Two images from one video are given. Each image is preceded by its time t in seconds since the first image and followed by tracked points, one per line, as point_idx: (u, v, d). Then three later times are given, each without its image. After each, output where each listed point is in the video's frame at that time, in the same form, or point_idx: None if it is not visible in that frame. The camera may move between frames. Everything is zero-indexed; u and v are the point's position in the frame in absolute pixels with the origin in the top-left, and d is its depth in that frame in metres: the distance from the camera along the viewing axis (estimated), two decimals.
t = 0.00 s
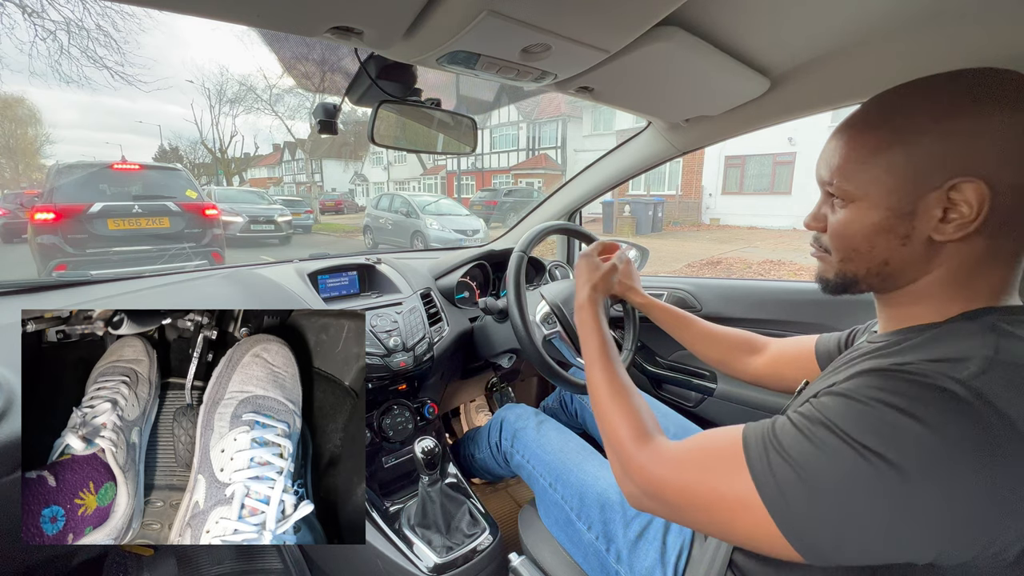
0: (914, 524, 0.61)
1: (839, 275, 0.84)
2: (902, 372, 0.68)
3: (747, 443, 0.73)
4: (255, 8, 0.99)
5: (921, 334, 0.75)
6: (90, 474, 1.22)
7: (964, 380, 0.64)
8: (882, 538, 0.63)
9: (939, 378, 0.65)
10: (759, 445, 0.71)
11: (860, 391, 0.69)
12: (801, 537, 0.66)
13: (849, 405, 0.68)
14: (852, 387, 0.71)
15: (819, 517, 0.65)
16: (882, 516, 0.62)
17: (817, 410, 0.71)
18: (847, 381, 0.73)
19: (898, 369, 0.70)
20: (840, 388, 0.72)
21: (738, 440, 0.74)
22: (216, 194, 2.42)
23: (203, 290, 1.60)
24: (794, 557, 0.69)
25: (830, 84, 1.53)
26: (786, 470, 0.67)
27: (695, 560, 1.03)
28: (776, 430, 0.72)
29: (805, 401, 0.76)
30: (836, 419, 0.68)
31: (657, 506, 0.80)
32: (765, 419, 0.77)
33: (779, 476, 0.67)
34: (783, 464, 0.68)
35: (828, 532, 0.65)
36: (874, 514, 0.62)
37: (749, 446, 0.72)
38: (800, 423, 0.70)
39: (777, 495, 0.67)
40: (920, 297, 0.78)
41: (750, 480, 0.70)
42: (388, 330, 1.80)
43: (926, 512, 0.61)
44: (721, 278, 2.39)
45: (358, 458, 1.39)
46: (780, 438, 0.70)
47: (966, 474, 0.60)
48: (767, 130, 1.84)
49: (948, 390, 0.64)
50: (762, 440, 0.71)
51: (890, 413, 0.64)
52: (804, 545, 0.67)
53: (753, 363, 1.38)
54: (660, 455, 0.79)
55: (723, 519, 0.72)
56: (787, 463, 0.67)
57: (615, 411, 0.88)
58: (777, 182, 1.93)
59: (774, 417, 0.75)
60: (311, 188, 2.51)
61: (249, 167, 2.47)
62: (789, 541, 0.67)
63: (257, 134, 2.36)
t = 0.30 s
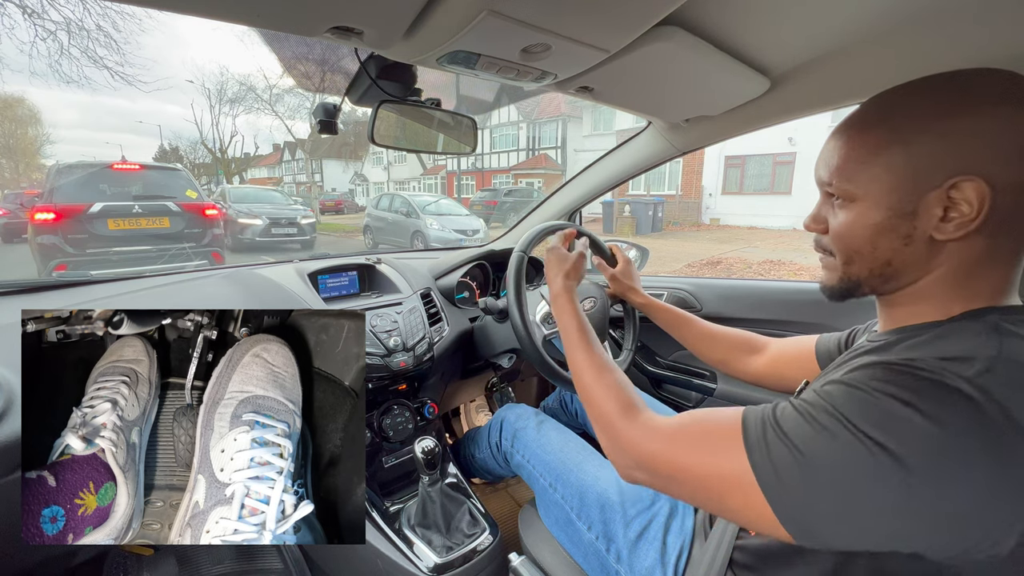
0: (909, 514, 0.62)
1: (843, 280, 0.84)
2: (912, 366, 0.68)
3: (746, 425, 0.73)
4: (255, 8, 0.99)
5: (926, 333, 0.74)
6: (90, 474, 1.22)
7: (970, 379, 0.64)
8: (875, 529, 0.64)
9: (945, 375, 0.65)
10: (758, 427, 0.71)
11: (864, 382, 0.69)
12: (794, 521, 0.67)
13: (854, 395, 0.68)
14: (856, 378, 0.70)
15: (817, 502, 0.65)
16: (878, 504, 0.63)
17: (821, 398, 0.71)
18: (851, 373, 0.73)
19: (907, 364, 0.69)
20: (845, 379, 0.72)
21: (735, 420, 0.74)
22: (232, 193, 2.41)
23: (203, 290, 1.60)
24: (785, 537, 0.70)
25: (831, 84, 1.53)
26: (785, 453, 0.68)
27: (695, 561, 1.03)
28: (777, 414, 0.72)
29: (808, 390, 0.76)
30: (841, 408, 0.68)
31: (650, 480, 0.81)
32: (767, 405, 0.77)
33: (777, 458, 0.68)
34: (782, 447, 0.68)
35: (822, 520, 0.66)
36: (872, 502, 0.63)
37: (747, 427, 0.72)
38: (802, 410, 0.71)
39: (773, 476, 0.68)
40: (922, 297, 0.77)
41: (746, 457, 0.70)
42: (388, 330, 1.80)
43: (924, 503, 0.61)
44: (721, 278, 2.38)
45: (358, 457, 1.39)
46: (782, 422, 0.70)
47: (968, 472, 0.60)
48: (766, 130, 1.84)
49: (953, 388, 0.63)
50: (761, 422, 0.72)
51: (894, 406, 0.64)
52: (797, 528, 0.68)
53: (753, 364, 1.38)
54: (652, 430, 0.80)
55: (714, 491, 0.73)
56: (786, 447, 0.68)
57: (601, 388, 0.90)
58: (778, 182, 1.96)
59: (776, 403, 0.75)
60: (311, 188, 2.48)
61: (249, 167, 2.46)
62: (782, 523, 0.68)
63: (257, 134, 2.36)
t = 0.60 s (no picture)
0: (914, 522, 0.62)
1: (841, 278, 0.85)
2: (898, 375, 0.68)
3: (748, 450, 0.73)
4: (256, 8, 0.99)
5: (924, 335, 0.74)
6: (90, 474, 1.22)
7: (960, 385, 0.64)
8: (879, 541, 0.64)
9: (935, 382, 0.65)
10: (758, 448, 0.73)
11: (857, 394, 0.70)
12: (799, 539, 0.68)
13: (845, 409, 0.69)
14: (848, 390, 0.71)
15: (820, 519, 0.66)
16: (881, 517, 0.63)
17: (816, 414, 0.71)
18: (844, 384, 0.74)
19: (892, 372, 0.70)
20: (837, 392, 0.72)
21: (739, 446, 0.75)
22: (249, 193, 2.63)
23: (203, 290, 1.60)
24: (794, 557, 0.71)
25: (831, 84, 1.53)
26: (785, 474, 0.68)
27: (695, 560, 1.04)
28: (775, 434, 0.73)
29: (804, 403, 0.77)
30: (834, 423, 0.68)
31: (661, 507, 0.82)
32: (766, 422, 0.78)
33: (778, 479, 0.69)
34: (782, 467, 0.69)
35: (826, 535, 0.66)
36: (873, 512, 0.63)
37: (749, 452, 0.73)
38: (799, 427, 0.71)
39: (776, 496, 0.69)
40: (922, 297, 0.77)
41: (751, 483, 0.71)
42: (388, 330, 1.80)
43: (927, 512, 0.61)
44: (721, 278, 2.38)
45: (358, 457, 1.39)
46: (780, 443, 0.71)
47: (966, 473, 0.60)
48: (766, 130, 1.84)
49: (941, 394, 0.64)
50: (761, 443, 0.73)
51: (886, 418, 0.65)
52: (807, 548, 0.68)
53: (753, 364, 1.38)
54: (659, 457, 0.82)
55: (724, 515, 0.74)
56: (785, 466, 0.69)
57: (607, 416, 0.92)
58: (777, 182, 1.95)
59: (775, 420, 0.76)
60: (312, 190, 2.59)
61: (249, 168, 2.49)
62: (789, 543, 0.69)
63: (257, 134, 2.36)
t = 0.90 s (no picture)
0: (911, 522, 0.62)
1: (838, 278, 0.85)
2: (897, 377, 0.68)
3: (747, 449, 0.74)
4: (255, 8, 0.99)
5: (924, 336, 0.74)
6: (90, 474, 1.24)
7: (959, 387, 0.64)
8: (876, 541, 0.64)
9: (932, 383, 0.65)
10: (757, 447, 0.73)
11: (855, 395, 0.70)
12: (797, 537, 0.68)
13: (843, 409, 0.69)
14: (846, 391, 0.71)
15: (817, 518, 0.66)
16: (878, 517, 0.63)
17: (815, 415, 0.71)
18: (842, 386, 0.74)
19: (891, 374, 0.70)
20: (835, 394, 0.72)
21: (738, 442, 0.76)
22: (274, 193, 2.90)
23: (203, 290, 1.60)
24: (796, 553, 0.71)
25: (831, 84, 1.54)
26: (782, 473, 0.69)
27: (695, 560, 1.04)
28: (774, 433, 0.73)
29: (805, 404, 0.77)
30: (831, 424, 0.69)
31: (668, 502, 0.83)
32: (768, 422, 0.78)
33: (776, 477, 0.69)
34: (779, 467, 0.70)
35: (823, 535, 0.66)
36: (870, 512, 0.63)
37: (748, 445, 0.74)
38: (798, 428, 0.72)
39: (774, 495, 0.69)
40: (920, 298, 0.77)
41: (746, 480, 0.72)
42: (388, 330, 1.80)
43: (924, 512, 0.61)
44: (721, 278, 2.38)
45: (360, 459, 1.37)
46: (777, 442, 0.72)
47: (963, 473, 0.60)
48: (766, 130, 1.84)
49: (939, 396, 0.64)
50: (760, 441, 0.73)
51: (882, 419, 0.65)
52: (808, 546, 0.69)
53: (753, 364, 1.38)
54: (658, 452, 0.84)
55: (724, 507, 0.75)
56: (783, 466, 0.69)
57: (607, 417, 0.96)
58: (778, 182, 1.95)
59: (777, 418, 0.77)
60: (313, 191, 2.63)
61: (249, 168, 2.47)
62: (788, 540, 0.69)
63: (257, 134, 2.36)
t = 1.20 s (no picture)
0: (908, 522, 0.62)
1: (834, 277, 0.85)
2: (896, 379, 0.69)
3: (746, 448, 0.74)
4: (255, 7, 0.99)
5: (924, 337, 0.74)
6: (90, 479, 1.22)
7: (959, 389, 0.64)
8: (874, 540, 0.64)
9: (932, 385, 0.65)
10: (756, 447, 0.73)
11: (855, 397, 0.70)
12: (796, 537, 0.68)
13: (841, 410, 0.69)
14: (846, 393, 0.71)
15: (815, 518, 0.66)
16: (876, 517, 0.63)
17: (814, 416, 0.71)
18: (842, 387, 0.74)
19: (891, 375, 0.70)
20: (835, 395, 0.72)
21: (737, 444, 0.76)
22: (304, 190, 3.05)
23: (203, 290, 1.60)
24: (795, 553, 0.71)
25: (831, 85, 1.53)
26: (781, 473, 0.69)
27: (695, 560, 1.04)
28: (772, 433, 0.73)
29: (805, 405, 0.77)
30: (830, 424, 0.69)
31: (668, 501, 0.84)
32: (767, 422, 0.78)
33: (774, 477, 0.69)
34: (777, 466, 0.70)
35: (822, 535, 0.66)
36: (868, 512, 0.63)
37: (747, 449, 0.74)
38: (796, 428, 0.72)
39: (772, 494, 0.69)
40: (919, 299, 0.77)
41: (746, 479, 0.72)
42: (388, 330, 1.80)
43: (921, 512, 0.61)
44: (721, 278, 2.38)
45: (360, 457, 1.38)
46: (775, 442, 0.72)
47: (962, 475, 0.60)
48: (766, 130, 1.84)
49: (938, 398, 0.64)
50: (758, 442, 0.73)
51: (882, 420, 0.65)
52: (804, 545, 0.69)
53: (753, 365, 1.38)
54: (655, 452, 0.85)
55: (724, 506, 0.75)
56: (781, 465, 0.69)
57: (605, 416, 0.96)
58: (778, 182, 1.95)
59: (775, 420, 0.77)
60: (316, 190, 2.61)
61: (249, 168, 2.47)
62: (787, 539, 0.69)
63: (257, 134, 2.36)
